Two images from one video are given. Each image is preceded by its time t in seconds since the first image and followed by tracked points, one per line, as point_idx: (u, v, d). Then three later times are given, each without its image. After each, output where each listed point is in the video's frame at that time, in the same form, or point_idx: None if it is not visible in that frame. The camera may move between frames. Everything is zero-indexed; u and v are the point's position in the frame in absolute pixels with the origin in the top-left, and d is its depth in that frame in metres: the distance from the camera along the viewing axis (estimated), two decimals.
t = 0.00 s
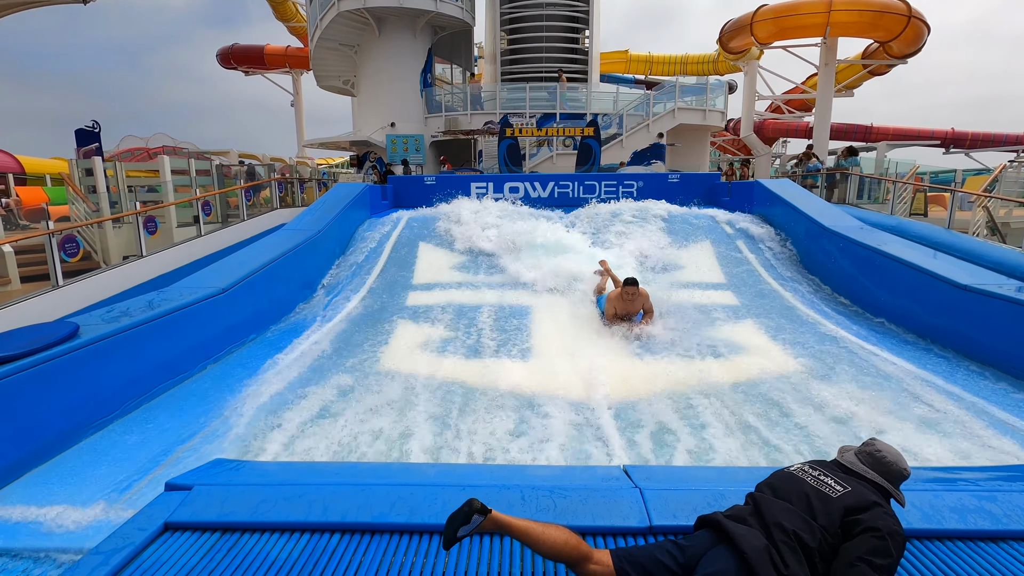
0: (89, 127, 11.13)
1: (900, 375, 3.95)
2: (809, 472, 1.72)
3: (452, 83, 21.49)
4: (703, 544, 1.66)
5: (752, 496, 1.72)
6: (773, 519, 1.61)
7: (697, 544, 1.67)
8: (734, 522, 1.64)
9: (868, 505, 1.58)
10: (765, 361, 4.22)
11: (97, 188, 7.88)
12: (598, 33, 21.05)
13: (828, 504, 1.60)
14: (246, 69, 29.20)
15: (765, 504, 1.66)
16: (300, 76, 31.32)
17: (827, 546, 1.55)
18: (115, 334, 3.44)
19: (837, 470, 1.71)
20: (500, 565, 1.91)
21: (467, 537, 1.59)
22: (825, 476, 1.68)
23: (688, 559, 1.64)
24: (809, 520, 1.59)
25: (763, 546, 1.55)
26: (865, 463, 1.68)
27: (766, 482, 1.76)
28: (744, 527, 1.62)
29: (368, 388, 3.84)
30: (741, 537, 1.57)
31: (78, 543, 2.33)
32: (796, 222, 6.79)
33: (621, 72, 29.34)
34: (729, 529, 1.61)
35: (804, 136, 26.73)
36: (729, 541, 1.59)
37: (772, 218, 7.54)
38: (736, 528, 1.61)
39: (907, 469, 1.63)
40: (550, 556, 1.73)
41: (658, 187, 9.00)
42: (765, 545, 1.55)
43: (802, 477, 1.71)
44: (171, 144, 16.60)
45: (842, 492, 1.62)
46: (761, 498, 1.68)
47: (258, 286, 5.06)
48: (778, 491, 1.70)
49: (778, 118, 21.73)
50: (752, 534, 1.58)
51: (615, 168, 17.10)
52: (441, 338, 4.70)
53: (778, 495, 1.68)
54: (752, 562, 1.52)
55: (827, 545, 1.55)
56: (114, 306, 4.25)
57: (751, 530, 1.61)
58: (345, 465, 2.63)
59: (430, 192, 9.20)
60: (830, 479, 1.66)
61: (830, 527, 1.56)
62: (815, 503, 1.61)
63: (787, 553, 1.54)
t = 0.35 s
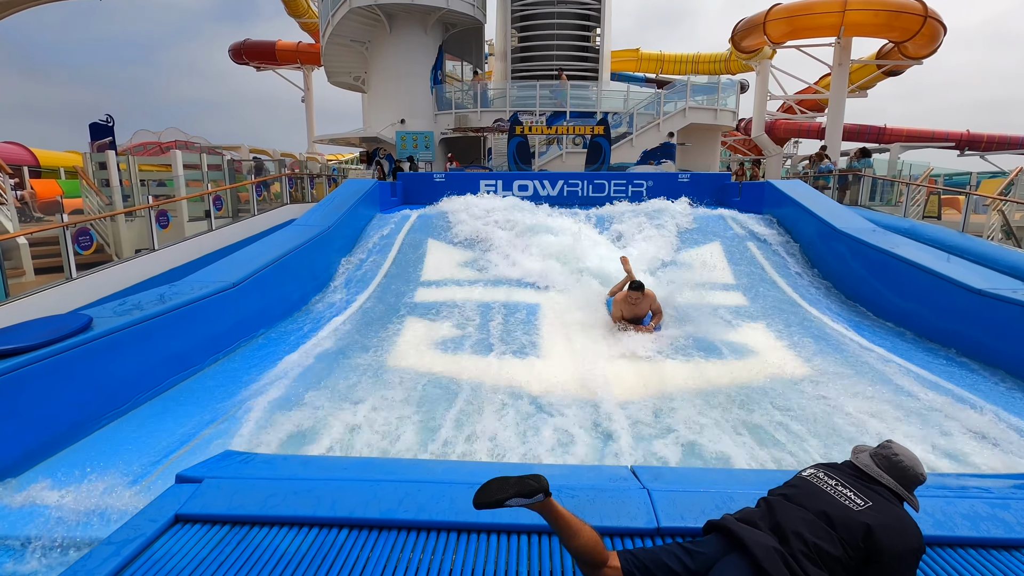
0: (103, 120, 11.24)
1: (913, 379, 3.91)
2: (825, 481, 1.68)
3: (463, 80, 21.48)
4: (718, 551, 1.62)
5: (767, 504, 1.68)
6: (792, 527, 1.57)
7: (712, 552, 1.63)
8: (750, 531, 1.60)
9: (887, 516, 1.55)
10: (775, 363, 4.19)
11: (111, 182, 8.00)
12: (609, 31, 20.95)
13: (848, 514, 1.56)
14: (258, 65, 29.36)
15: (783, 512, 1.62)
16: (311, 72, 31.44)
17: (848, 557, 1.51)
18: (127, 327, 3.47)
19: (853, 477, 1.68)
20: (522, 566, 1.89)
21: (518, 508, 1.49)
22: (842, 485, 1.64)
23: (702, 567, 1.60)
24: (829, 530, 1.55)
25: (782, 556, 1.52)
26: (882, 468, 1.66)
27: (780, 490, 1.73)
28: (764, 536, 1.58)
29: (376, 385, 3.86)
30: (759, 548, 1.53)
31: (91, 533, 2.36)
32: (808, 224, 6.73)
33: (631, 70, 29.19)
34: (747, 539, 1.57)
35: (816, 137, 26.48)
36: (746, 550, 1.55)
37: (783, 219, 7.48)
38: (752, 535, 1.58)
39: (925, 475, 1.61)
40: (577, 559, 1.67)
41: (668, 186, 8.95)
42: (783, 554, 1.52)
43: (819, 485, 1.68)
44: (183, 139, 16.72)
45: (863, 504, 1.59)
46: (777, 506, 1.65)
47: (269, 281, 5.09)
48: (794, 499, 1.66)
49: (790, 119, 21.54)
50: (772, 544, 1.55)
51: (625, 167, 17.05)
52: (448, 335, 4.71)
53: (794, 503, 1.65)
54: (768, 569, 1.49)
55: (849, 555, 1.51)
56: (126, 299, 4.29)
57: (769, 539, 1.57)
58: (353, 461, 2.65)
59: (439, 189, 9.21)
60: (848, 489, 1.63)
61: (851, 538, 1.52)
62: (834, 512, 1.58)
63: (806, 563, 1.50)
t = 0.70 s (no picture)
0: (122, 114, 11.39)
1: (929, 386, 3.84)
2: (837, 487, 1.65)
3: (477, 78, 21.47)
4: (728, 555, 1.60)
5: (779, 509, 1.66)
6: (803, 534, 1.55)
7: (720, 556, 1.61)
8: (760, 536, 1.58)
9: (900, 525, 1.52)
10: (788, 367, 4.14)
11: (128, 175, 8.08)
12: (625, 29, 20.83)
13: (860, 522, 1.54)
14: (274, 60, 29.61)
15: (794, 519, 1.60)
16: (327, 68, 31.63)
17: (860, 565, 1.49)
18: (142, 318, 3.51)
19: (866, 483, 1.65)
20: (527, 566, 1.91)
21: (482, 554, 1.59)
22: (855, 493, 1.61)
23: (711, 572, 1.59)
24: (841, 537, 1.53)
25: (792, 562, 1.50)
26: (895, 476, 1.62)
27: (790, 495, 1.71)
28: (774, 541, 1.56)
29: (386, 380, 3.88)
30: (768, 553, 1.52)
31: (104, 521, 2.39)
32: (823, 226, 6.64)
33: (646, 69, 29.01)
34: (757, 543, 1.55)
35: (833, 138, 26.14)
36: (756, 555, 1.54)
37: (799, 221, 7.39)
38: (762, 539, 1.57)
39: (939, 483, 1.58)
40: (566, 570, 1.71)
41: (681, 187, 8.89)
42: (793, 560, 1.50)
43: (832, 492, 1.65)
44: (200, 133, 16.88)
45: (877, 513, 1.55)
46: (789, 512, 1.63)
47: (282, 275, 5.13)
48: (805, 504, 1.64)
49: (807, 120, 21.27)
50: (782, 550, 1.53)
51: (638, 166, 16.96)
52: (459, 332, 4.71)
53: (805, 509, 1.62)
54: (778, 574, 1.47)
55: (861, 563, 1.49)
56: (142, 291, 4.34)
57: (780, 545, 1.55)
58: (363, 456, 2.66)
59: (452, 186, 9.21)
60: (862, 498, 1.60)
61: (864, 546, 1.50)
62: (846, 519, 1.55)
63: (816, 570, 1.48)
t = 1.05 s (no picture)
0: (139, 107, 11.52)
1: (944, 393, 3.78)
2: (842, 491, 1.61)
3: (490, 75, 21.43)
4: (733, 560, 1.58)
5: (784, 513, 1.63)
6: (809, 538, 1.52)
7: (726, 560, 1.59)
8: (766, 541, 1.56)
9: (907, 531, 1.49)
10: (799, 370, 4.10)
11: (144, 167, 8.17)
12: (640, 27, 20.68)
13: (867, 528, 1.50)
14: (289, 55, 29.81)
15: (800, 524, 1.57)
16: (341, 63, 31.75)
17: (866, 570, 1.47)
18: (155, 309, 3.55)
19: (871, 487, 1.61)
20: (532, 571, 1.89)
21: (476, 567, 1.63)
22: (860, 497, 1.57)
23: None
24: (847, 542, 1.50)
25: (799, 568, 1.48)
26: (901, 479, 1.58)
27: (795, 498, 1.68)
28: (780, 546, 1.54)
29: (394, 376, 3.88)
30: (775, 560, 1.49)
31: (114, 509, 2.42)
32: (838, 229, 6.55)
33: (661, 67, 28.80)
34: (763, 549, 1.53)
35: (850, 140, 25.79)
36: (762, 560, 1.52)
37: (813, 223, 7.30)
38: (768, 545, 1.54)
39: (945, 485, 1.53)
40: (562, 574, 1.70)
41: (694, 186, 8.81)
42: (800, 567, 1.47)
43: (836, 496, 1.61)
44: (215, 126, 17.04)
45: (882, 518, 1.52)
46: (795, 517, 1.59)
47: (293, 269, 5.16)
48: (810, 508, 1.61)
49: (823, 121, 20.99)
50: (787, 555, 1.51)
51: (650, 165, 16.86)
52: (468, 329, 4.71)
53: (810, 514, 1.59)
54: None
55: (867, 569, 1.47)
56: (155, 282, 4.38)
57: (786, 550, 1.53)
58: (370, 451, 2.66)
59: (463, 182, 9.21)
60: (867, 502, 1.56)
61: (870, 552, 1.47)
62: (853, 524, 1.52)
63: None
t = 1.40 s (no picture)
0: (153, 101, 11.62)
1: (956, 399, 3.73)
2: (848, 495, 1.60)
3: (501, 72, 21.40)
4: (741, 564, 1.56)
5: (792, 518, 1.61)
6: (818, 544, 1.50)
7: (735, 565, 1.57)
8: (776, 545, 1.55)
9: (915, 536, 1.47)
10: (808, 373, 4.06)
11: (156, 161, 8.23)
12: (652, 26, 20.57)
13: (875, 533, 1.49)
14: (301, 50, 29.94)
15: (809, 529, 1.55)
16: (352, 59, 31.84)
17: None
18: (166, 302, 3.58)
19: (878, 491, 1.59)
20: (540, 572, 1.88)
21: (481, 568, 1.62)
22: (867, 501, 1.56)
23: None
24: (856, 548, 1.48)
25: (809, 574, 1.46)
26: (907, 482, 1.56)
27: (800, 502, 1.67)
28: (788, 551, 1.52)
29: (401, 372, 3.89)
30: (784, 565, 1.48)
31: (125, 498, 2.45)
32: (850, 231, 6.49)
33: (673, 66, 28.64)
34: (773, 555, 1.51)
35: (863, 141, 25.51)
36: (771, 566, 1.50)
37: (824, 225, 7.24)
38: (777, 550, 1.53)
39: (951, 488, 1.52)
40: None
41: (705, 187, 8.74)
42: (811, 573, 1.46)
43: (842, 500, 1.59)
44: (227, 121, 17.15)
45: (890, 522, 1.50)
46: (802, 522, 1.58)
47: (303, 264, 5.19)
48: (818, 513, 1.59)
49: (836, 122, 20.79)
50: (797, 560, 1.49)
51: (660, 165, 16.77)
52: (475, 326, 4.71)
53: (818, 518, 1.57)
54: None
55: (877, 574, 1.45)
56: (167, 275, 4.42)
57: (796, 555, 1.51)
58: (377, 447, 2.67)
59: (472, 180, 9.20)
60: (874, 506, 1.54)
61: (879, 557, 1.46)
62: (861, 529, 1.50)
63: None
